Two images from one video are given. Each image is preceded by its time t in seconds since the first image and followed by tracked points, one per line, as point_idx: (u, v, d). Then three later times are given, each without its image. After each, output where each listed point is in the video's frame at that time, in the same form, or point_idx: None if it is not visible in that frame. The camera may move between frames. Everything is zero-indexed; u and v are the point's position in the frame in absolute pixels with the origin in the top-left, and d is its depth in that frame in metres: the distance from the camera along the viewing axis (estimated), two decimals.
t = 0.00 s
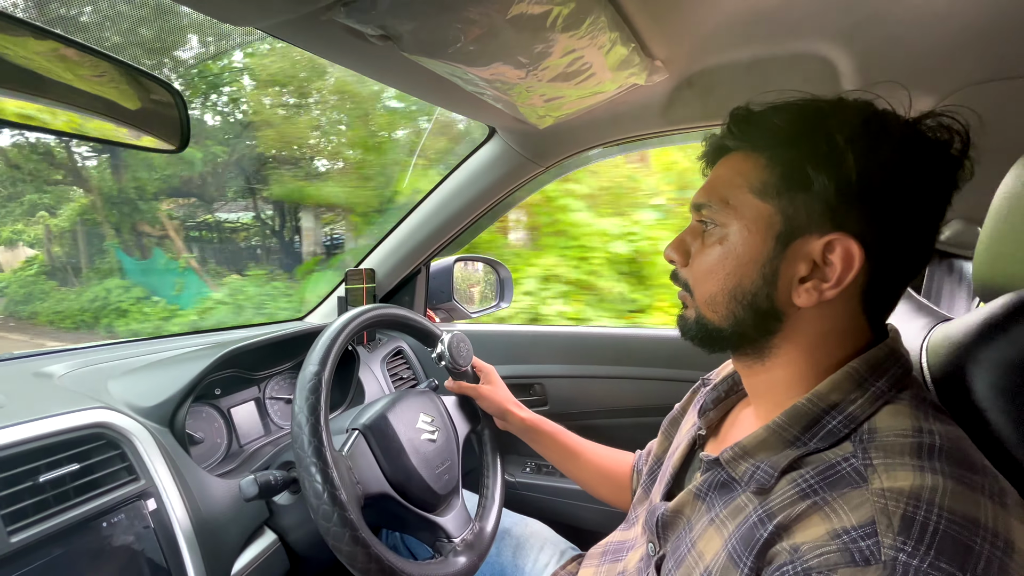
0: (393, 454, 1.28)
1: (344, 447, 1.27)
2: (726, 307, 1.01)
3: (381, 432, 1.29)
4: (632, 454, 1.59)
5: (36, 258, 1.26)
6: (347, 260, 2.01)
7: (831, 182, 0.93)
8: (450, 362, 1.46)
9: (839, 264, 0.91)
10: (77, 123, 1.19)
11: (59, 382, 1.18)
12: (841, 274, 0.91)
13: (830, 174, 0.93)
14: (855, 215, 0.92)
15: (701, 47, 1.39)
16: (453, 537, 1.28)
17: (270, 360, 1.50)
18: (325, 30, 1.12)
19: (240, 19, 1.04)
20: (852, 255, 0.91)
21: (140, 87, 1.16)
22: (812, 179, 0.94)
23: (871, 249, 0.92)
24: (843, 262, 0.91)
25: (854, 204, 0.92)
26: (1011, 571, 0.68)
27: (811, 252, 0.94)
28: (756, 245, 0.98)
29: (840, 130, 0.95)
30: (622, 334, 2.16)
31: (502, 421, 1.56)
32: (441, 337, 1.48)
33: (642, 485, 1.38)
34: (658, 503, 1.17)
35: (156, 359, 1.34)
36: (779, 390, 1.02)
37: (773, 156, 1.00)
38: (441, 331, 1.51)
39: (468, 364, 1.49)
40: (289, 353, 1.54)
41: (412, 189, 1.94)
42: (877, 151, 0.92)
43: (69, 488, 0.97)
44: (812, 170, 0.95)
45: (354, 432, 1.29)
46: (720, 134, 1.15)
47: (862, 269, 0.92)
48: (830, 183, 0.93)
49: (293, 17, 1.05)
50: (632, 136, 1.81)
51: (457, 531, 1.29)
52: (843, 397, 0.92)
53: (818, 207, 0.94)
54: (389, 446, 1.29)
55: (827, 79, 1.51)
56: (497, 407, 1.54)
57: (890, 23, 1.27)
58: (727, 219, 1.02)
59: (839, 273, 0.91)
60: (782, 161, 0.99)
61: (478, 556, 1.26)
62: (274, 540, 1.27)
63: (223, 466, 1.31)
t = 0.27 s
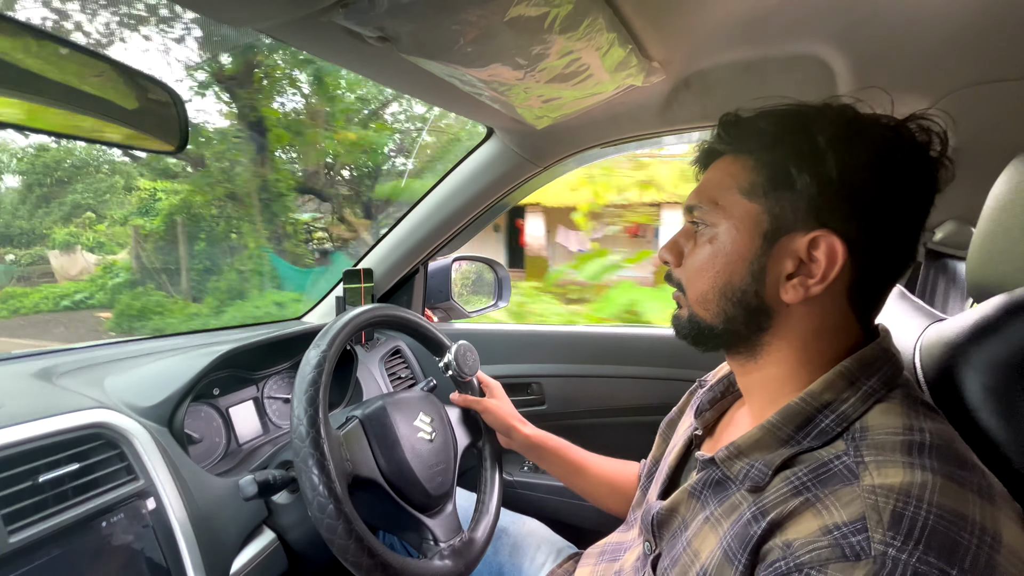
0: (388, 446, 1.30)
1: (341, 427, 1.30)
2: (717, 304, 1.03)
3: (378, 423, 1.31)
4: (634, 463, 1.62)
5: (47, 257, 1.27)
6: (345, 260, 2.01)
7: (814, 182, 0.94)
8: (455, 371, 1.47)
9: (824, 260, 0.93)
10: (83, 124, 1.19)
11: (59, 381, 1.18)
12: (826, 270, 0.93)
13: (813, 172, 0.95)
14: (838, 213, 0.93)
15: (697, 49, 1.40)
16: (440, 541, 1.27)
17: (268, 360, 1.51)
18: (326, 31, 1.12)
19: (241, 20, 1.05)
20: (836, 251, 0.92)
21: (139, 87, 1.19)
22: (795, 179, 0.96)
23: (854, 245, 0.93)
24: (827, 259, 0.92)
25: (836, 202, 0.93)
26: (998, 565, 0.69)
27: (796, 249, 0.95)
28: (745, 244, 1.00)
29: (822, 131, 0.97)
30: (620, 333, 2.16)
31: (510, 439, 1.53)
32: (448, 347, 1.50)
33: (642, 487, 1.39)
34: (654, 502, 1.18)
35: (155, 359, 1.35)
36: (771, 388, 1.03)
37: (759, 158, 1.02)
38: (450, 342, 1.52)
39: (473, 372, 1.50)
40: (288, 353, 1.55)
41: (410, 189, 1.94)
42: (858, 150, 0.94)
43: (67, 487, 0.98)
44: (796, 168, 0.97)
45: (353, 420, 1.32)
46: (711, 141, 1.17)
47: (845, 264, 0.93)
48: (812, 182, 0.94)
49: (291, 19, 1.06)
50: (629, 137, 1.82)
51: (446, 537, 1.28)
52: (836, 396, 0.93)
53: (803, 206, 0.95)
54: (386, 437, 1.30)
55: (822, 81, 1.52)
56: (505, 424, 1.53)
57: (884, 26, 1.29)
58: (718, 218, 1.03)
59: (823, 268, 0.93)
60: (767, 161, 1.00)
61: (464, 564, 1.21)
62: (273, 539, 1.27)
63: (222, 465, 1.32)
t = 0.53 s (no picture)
0: (392, 438, 1.33)
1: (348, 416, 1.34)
2: (714, 303, 1.06)
3: (385, 417, 1.34)
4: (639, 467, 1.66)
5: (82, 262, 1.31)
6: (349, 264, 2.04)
7: (808, 183, 0.97)
8: (462, 378, 1.50)
9: (817, 260, 0.95)
10: (98, 139, 1.19)
11: (74, 384, 1.22)
12: (819, 270, 0.95)
13: (808, 174, 0.98)
14: (832, 215, 0.96)
15: (693, 55, 1.43)
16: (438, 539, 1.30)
17: (276, 362, 1.54)
18: (332, 45, 1.15)
19: (250, 36, 1.08)
20: (828, 251, 0.95)
21: (148, 96, 1.17)
22: (790, 181, 0.99)
23: (845, 246, 0.95)
24: (821, 259, 0.95)
25: (830, 203, 0.96)
26: (982, 559, 0.72)
27: (790, 249, 0.98)
28: (742, 243, 1.02)
29: (817, 135, 1.00)
30: (620, 333, 2.20)
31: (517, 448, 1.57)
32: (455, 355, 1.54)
33: (643, 486, 1.42)
34: (653, 501, 1.21)
35: (167, 361, 1.38)
36: (766, 386, 1.06)
37: (756, 159, 1.04)
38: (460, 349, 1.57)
39: (480, 379, 1.52)
40: (295, 355, 1.58)
41: (412, 193, 1.97)
42: (853, 152, 0.97)
43: (86, 487, 1.01)
44: (792, 170, 0.99)
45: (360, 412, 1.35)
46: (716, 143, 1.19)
47: (838, 265, 0.95)
48: (806, 183, 0.97)
49: (297, 34, 1.09)
50: (627, 140, 1.85)
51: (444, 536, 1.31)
52: (828, 395, 0.96)
53: (797, 206, 0.98)
54: (391, 432, 1.33)
55: (815, 85, 1.55)
56: (512, 434, 1.56)
57: (874, 34, 1.32)
58: (715, 219, 1.06)
59: (817, 268, 0.95)
60: (765, 162, 1.03)
61: (461, 563, 1.23)
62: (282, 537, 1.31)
63: (232, 465, 1.35)
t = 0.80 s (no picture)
0: (401, 435, 1.35)
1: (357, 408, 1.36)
2: (724, 303, 1.07)
3: (394, 415, 1.36)
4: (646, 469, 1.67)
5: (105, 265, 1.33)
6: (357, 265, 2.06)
7: (826, 187, 0.98)
8: (470, 379, 1.52)
9: (832, 264, 0.96)
10: (111, 143, 1.17)
11: (88, 384, 1.24)
12: (833, 274, 0.96)
13: (826, 177, 0.98)
14: (848, 219, 0.97)
15: (698, 60, 1.44)
16: (445, 534, 1.31)
17: (285, 361, 1.56)
18: (342, 51, 1.17)
19: (263, 43, 1.10)
20: (844, 257, 0.96)
21: (160, 100, 1.14)
22: (807, 183, 1.00)
23: (863, 252, 0.97)
24: (835, 263, 0.96)
25: (846, 207, 0.97)
26: (987, 558, 0.72)
27: (804, 253, 0.99)
28: (755, 245, 1.03)
29: (836, 136, 1.00)
30: (625, 334, 2.20)
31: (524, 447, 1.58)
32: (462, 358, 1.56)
33: (648, 485, 1.42)
34: (659, 500, 1.22)
35: (179, 361, 1.40)
36: (774, 387, 1.07)
37: (770, 160, 1.05)
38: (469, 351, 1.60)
39: (487, 379, 1.54)
40: (303, 355, 1.60)
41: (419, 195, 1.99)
42: (871, 156, 0.97)
43: (104, 482, 1.04)
44: (807, 173, 1.00)
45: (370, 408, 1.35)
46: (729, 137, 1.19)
47: (853, 269, 0.96)
48: (824, 187, 0.98)
49: (313, 42, 1.11)
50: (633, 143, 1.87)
51: (451, 534, 1.30)
52: (834, 396, 0.97)
53: (814, 210, 0.99)
54: (400, 428, 1.35)
55: (818, 89, 1.56)
56: (518, 433, 1.58)
57: (875, 39, 1.33)
58: (729, 220, 1.07)
59: (831, 273, 0.96)
60: (780, 165, 1.04)
61: (465, 561, 1.24)
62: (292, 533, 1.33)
63: (242, 463, 1.37)
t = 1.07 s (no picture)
0: (399, 442, 1.35)
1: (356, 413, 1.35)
2: (723, 312, 1.07)
3: (394, 420, 1.36)
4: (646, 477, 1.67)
5: (105, 261, 1.37)
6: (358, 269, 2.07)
7: (827, 197, 0.98)
8: (471, 386, 1.52)
9: (832, 275, 0.97)
10: (111, 152, 1.20)
11: (89, 389, 1.25)
12: (833, 285, 0.97)
13: (827, 187, 0.98)
14: (848, 228, 0.97)
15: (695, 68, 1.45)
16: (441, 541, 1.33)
17: (286, 367, 1.56)
18: (342, 61, 1.18)
19: (262, 53, 1.11)
20: (844, 267, 0.96)
21: (160, 109, 1.16)
22: (808, 193, 1.00)
23: (864, 263, 0.97)
24: (836, 274, 0.97)
25: (846, 217, 0.97)
26: (983, 568, 0.72)
27: (804, 262, 0.99)
28: (754, 254, 1.04)
29: (838, 146, 1.00)
30: (625, 340, 2.20)
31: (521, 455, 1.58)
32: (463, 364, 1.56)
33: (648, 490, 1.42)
34: (658, 506, 1.22)
35: (179, 366, 1.41)
36: (773, 394, 1.07)
37: (770, 168, 1.06)
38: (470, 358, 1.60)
39: (488, 386, 1.54)
40: (304, 360, 1.61)
41: (418, 200, 2.00)
42: (873, 166, 0.97)
43: (104, 489, 1.04)
44: (808, 183, 1.00)
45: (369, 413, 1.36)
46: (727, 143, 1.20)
47: (852, 280, 0.97)
48: (825, 197, 0.98)
49: (312, 52, 1.12)
50: (632, 150, 1.87)
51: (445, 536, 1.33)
52: (832, 404, 0.97)
53: (814, 220, 0.99)
54: (398, 435, 1.35)
55: (815, 95, 1.57)
56: (516, 440, 1.58)
57: (872, 47, 1.34)
58: (728, 228, 1.07)
59: (831, 283, 0.97)
60: (780, 174, 1.04)
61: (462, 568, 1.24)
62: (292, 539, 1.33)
63: (241, 468, 1.37)
